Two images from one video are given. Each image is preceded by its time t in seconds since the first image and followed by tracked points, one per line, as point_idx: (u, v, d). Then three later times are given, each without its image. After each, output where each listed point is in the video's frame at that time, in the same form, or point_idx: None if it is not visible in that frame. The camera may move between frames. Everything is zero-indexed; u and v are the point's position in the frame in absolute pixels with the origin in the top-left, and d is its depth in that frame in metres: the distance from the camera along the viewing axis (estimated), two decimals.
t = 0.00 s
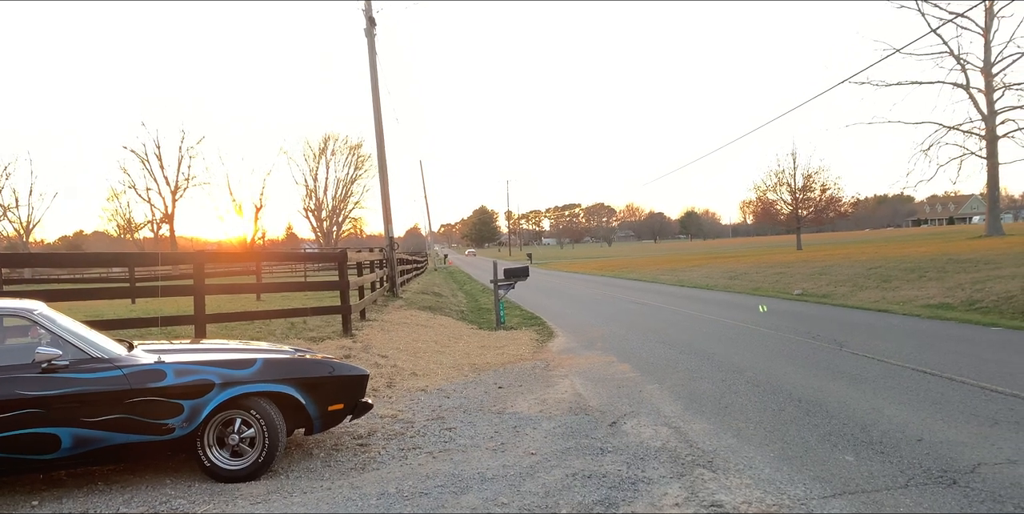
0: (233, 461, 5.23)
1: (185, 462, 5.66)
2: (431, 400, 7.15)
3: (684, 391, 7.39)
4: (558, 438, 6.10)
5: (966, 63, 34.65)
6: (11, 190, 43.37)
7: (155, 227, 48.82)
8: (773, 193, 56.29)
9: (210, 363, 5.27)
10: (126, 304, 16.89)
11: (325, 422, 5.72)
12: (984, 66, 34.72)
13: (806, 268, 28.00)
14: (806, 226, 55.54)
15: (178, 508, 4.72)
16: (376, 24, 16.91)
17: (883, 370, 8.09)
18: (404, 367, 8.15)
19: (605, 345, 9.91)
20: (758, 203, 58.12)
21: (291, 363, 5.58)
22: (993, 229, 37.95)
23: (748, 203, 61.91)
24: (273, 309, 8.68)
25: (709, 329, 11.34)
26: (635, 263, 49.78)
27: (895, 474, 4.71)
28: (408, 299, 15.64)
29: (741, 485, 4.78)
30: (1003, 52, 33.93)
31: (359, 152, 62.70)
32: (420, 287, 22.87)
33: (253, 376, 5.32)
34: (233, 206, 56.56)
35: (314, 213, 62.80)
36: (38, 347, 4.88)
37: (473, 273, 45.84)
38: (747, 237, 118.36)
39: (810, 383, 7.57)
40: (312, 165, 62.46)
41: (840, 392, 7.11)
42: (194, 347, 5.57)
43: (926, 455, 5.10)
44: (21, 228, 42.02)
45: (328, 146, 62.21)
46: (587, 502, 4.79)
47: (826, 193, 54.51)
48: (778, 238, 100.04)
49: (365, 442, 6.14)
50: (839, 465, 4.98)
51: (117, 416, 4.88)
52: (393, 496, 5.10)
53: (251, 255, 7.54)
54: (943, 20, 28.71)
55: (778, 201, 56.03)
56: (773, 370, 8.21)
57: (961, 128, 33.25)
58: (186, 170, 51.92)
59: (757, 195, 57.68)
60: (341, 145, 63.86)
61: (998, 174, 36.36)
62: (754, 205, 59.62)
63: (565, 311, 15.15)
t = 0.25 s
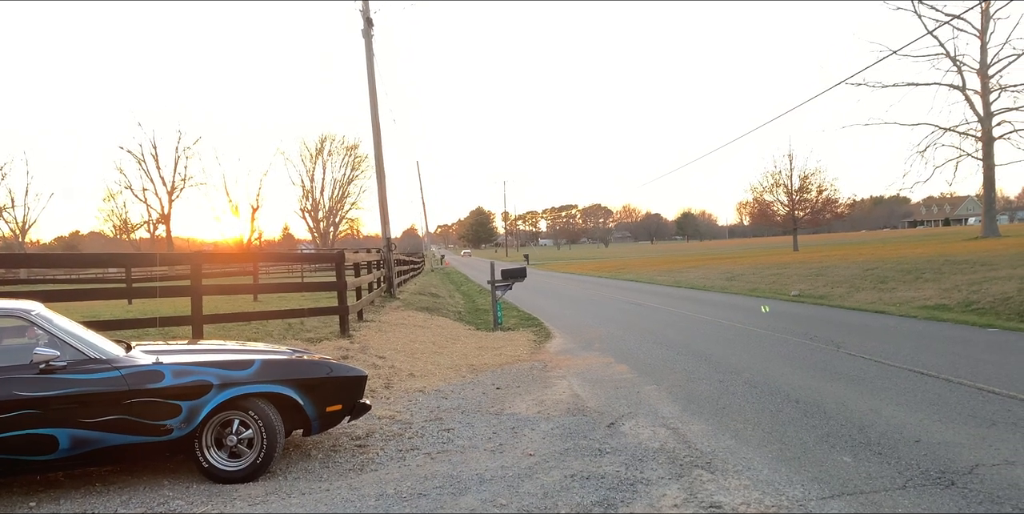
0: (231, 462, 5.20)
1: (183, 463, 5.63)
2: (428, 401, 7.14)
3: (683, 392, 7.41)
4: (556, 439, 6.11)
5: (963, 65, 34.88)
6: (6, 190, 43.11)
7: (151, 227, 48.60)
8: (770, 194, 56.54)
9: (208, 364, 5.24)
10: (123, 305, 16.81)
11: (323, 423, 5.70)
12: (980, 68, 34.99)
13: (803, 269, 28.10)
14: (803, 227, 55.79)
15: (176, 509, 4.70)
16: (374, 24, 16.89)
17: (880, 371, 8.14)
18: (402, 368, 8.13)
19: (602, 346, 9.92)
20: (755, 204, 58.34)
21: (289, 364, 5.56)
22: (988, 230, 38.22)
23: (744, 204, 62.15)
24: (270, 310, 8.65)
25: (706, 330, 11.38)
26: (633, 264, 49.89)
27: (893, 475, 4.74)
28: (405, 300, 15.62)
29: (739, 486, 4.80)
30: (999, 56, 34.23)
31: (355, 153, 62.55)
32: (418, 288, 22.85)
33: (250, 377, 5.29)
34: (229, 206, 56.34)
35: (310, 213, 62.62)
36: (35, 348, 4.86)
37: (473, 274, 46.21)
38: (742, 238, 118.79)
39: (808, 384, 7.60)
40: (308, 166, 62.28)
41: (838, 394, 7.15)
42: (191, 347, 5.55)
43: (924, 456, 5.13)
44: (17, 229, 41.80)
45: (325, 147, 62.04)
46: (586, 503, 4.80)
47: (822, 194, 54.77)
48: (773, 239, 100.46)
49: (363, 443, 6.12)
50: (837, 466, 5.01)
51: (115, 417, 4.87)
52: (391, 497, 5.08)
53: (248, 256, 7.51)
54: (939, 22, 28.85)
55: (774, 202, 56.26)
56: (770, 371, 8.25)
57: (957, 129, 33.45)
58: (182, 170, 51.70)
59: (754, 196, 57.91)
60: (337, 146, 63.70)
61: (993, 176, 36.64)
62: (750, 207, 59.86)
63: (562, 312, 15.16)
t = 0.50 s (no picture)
0: (231, 463, 5.19)
1: (183, 464, 5.61)
2: (428, 402, 7.14)
3: (682, 393, 7.44)
4: (556, 440, 6.12)
5: (962, 67, 35.11)
6: (4, 190, 42.91)
7: (149, 228, 48.33)
8: (769, 195, 56.76)
9: (208, 364, 5.23)
10: (122, 305, 16.76)
11: (324, 424, 5.68)
12: (979, 70, 35.23)
13: (802, 270, 28.21)
14: (801, 228, 55.99)
15: (176, 510, 4.68)
16: (373, 25, 16.88)
17: (880, 373, 8.19)
18: (402, 369, 8.13)
19: (602, 347, 9.94)
20: (754, 205, 58.54)
21: (289, 365, 5.54)
22: (987, 231, 38.48)
23: (743, 205, 62.36)
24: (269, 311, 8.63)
25: (705, 331, 11.42)
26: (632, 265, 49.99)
27: (894, 477, 4.77)
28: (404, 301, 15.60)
29: (740, 487, 4.82)
30: (996, 55, 33.72)
31: (354, 154, 62.42)
32: (417, 289, 22.83)
33: (251, 378, 5.28)
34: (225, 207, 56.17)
35: (308, 214, 62.48)
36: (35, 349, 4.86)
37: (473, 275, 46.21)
38: (739, 240, 119.15)
39: (807, 385, 7.64)
40: (306, 166, 62.16)
41: (837, 395, 7.19)
42: (191, 348, 5.53)
43: (925, 457, 5.17)
44: (14, 229, 41.60)
45: (323, 148, 61.90)
46: (587, 504, 4.80)
47: (821, 196, 54.99)
48: (770, 240, 100.78)
49: (363, 444, 6.11)
50: (838, 467, 5.04)
51: (115, 418, 4.86)
52: (392, 499, 5.08)
53: (248, 257, 7.49)
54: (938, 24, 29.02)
55: (773, 203, 56.47)
56: (770, 372, 8.29)
57: (955, 130, 33.64)
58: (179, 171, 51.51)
59: (752, 198, 58.13)
60: (335, 147, 63.57)
61: (992, 178, 36.87)
62: (749, 208, 60.06)
63: (561, 313, 15.17)
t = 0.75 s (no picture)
0: (233, 463, 5.18)
1: (184, 465, 5.59)
2: (429, 403, 7.14)
3: (684, 394, 7.45)
4: (558, 441, 6.12)
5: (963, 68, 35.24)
6: (4, 191, 42.80)
7: (150, 229, 48.14)
8: (769, 196, 56.91)
9: (209, 365, 5.22)
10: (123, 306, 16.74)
11: (325, 424, 5.67)
12: (980, 71, 35.39)
13: (803, 271, 28.28)
14: (801, 229, 56.13)
15: (178, 511, 4.66)
16: (374, 26, 16.87)
17: (882, 373, 8.23)
18: (402, 369, 8.13)
19: (602, 348, 9.96)
20: (754, 206, 58.68)
21: (290, 365, 5.53)
22: (987, 233, 38.70)
23: (743, 206, 62.48)
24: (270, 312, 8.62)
25: (706, 332, 11.45)
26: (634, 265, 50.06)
27: (898, 477, 4.80)
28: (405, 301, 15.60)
29: (744, 488, 4.83)
30: (997, 56, 33.46)
31: (354, 155, 62.34)
32: (418, 289, 22.84)
33: (252, 378, 5.26)
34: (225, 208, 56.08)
35: (308, 215, 62.40)
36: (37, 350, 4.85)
37: (474, 276, 46.24)
38: (738, 241, 119.40)
39: (810, 386, 7.66)
40: (307, 167, 62.10)
41: (839, 396, 7.21)
42: (192, 349, 5.52)
43: (928, 458, 5.20)
44: (15, 230, 41.50)
45: (323, 149, 61.83)
46: (590, 505, 4.81)
47: (822, 197, 55.13)
48: (768, 242, 100.98)
49: (364, 444, 6.11)
50: (842, 467, 5.06)
51: (117, 419, 4.85)
52: (394, 499, 5.07)
53: (249, 257, 7.48)
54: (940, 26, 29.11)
55: (774, 204, 56.60)
56: (771, 373, 8.31)
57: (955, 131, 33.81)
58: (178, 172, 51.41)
59: (752, 198, 58.27)
60: (335, 148, 63.50)
61: (992, 179, 37.03)
62: (749, 209, 60.20)
63: (562, 314, 15.19)
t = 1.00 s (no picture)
0: (237, 464, 5.17)
1: (188, 465, 5.59)
2: (432, 404, 7.14)
3: (688, 395, 7.47)
4: (562, 442, 6.13)
5: (967, 69, 35.37)
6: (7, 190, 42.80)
7: (152, 230, 48.02)
8: (771, 197, 57.06)
9: (214, 365, 5.21)
10: (126, 305, 16.76)
11: (329, 425, 5.67)
12: (983, 72, 35.51)
13: (805, 272, 28.35)
14: (803, 230, 56.28)
15: (182, 511, 4.66)
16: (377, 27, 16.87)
17: (886, 374, 8.26)
18: (405, 370, 8.13)
19: (605, 348, 9.98)
20: (756, 207, 58.84)
21: (294, 366, 5.52)
22: (990, 234, 38.84)
23: (745, 207, 62.63)
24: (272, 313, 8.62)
25: (709, 332, 11.48)
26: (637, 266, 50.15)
27: (904, 479, 4.82)
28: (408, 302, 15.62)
29: (749, 490, 4.85)
30: (1001, 57, 33.43)
31: (356, 155, 62.33)
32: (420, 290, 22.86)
33: (256, 378, 5.26)
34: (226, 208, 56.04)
35: (310, 215, 62.38)
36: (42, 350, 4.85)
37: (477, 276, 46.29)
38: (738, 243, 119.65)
39: (814, 387, 7.68)
40: (309, 168, 62.12)
41: (844, 397, 7.24)
42: (196, 349, 5.51)
43: (934, 460, 5.22)
44: (18, 230, 41.51)
45: (326, 149, 61.83)
46: (595, 506, 4.81)
47: (824, 197, 55.29)
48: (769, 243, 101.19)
49: (368, 445, 6.10)
50: (848, 469, 5.08)
51: (121, 419, 4.84)
52: (398, 500, 5.07)
53: (252, 258, 7.48)
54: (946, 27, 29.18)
55: (776, 205, 56.73)
56: (775, 374, 8.34)
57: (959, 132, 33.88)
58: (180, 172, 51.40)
59: (754, 199, 58.42)
60: (338, 148, 63.50)
61: (996, 180, 37.17)
62: (751, 210, 60.34)
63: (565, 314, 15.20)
